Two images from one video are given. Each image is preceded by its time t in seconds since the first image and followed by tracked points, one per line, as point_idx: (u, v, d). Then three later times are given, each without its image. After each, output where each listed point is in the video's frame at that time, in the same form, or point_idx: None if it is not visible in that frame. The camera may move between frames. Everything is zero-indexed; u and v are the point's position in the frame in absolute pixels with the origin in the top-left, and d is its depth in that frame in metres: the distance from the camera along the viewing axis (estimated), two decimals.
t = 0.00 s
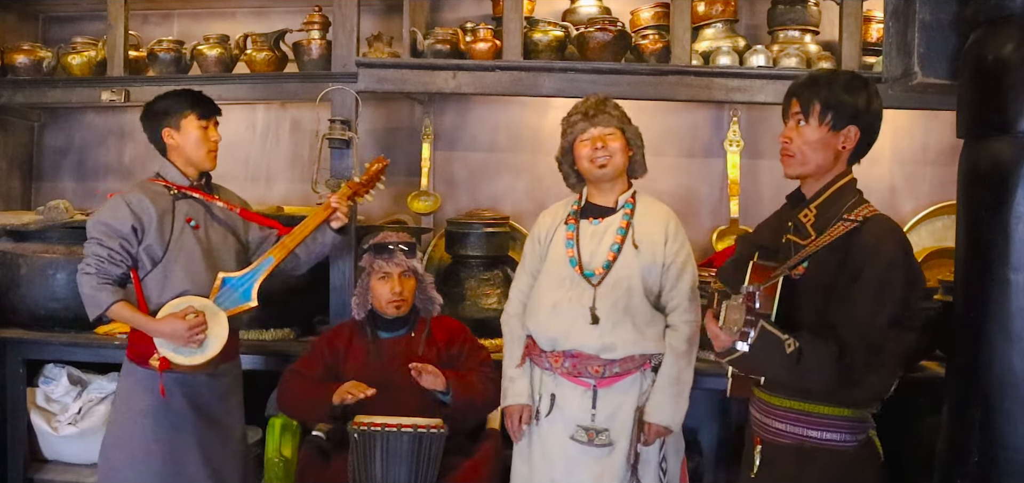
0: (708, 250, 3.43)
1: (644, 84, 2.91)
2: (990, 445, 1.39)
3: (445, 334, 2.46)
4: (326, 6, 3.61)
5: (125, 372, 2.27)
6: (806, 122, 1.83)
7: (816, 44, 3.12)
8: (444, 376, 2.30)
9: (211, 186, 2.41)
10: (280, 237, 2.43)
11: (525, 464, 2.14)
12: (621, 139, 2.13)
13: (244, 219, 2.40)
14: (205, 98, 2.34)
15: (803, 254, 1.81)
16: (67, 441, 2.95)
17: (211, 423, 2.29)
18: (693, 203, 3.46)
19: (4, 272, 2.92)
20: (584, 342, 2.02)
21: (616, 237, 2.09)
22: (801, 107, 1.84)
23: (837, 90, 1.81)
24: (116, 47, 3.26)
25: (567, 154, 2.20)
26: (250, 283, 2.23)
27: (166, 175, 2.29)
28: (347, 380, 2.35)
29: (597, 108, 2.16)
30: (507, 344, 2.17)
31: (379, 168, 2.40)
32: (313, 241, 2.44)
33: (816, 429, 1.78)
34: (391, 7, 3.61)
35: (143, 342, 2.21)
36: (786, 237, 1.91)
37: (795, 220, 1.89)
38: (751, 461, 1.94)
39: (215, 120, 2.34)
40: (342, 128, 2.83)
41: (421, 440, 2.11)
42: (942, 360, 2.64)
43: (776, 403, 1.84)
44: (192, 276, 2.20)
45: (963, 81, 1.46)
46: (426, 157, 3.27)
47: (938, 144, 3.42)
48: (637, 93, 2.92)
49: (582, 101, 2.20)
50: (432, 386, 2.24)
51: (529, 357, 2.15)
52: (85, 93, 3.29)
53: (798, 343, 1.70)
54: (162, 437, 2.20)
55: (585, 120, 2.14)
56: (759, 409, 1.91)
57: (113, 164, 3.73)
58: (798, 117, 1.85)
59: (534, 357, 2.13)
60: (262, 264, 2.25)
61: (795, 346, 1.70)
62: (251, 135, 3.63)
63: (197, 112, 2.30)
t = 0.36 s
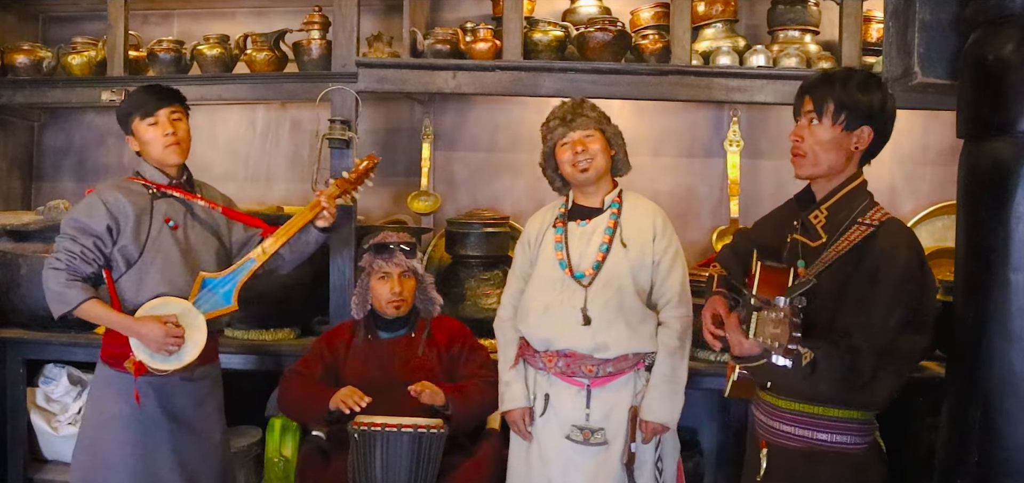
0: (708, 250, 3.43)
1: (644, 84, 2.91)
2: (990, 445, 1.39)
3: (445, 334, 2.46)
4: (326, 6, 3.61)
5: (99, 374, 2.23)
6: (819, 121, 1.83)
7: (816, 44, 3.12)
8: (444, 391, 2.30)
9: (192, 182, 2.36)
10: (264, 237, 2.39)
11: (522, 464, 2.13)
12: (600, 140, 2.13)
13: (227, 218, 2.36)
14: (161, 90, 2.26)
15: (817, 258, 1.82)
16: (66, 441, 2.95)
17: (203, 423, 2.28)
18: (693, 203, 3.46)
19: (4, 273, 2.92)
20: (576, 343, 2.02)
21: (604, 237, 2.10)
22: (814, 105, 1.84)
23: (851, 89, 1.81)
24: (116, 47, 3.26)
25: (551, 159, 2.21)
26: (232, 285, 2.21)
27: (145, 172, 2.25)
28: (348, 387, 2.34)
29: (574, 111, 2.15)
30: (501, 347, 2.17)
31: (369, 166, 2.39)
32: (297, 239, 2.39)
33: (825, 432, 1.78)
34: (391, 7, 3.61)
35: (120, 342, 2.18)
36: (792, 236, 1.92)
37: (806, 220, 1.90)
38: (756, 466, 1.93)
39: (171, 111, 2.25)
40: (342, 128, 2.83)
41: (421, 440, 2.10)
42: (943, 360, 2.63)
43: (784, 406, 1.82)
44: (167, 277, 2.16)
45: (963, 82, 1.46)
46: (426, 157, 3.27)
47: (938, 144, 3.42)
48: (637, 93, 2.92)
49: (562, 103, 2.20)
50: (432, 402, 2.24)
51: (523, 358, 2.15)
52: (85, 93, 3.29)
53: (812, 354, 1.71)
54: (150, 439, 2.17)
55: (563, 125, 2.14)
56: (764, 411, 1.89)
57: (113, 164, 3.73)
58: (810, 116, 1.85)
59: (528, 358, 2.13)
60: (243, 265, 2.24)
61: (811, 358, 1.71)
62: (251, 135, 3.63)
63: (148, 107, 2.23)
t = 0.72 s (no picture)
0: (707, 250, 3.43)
1: (644, 84, 2.91)
2: (990, 445, 1.39)
3: (445, 334, 2.46)
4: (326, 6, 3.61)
5: (86, 375, 2.22)
6: (817, 120, 1.83)
7: (816, 44, 3.11)
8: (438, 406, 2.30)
9: (181, 180, 2.37)
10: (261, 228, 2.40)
11: (521, 464, 2.13)
12: (605, 143, 2.13)
13: (219, 210, 2.35)
14: (153, 88, 2.26)
15: (812, 258, 1.81)
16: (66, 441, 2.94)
17: (198, 424, 2.28)
18: (693, 203, 3.47)
19: (4, 273, 2.92)
20: (574, 342, 2.02)
21: (602, 236, 2.10)
22: (812, 104, 1.84)
23: (850, 89, 1.81)
24: (116, 47, 3.25)
25: (556, 155, 2.22)
26: (231, 279, 2.25)
27: (135, 172, 2.25)
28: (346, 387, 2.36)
29: (585, 110, 2.15)
30: (501, 347, 2.18)
31: (360, 147, 2.38)
32: (295, 227, 2.40)
33: (821, 427, 1.78)
34: (391, 7, 3.61)
35: (114, 347, 2.15)
36: (783, 235, 1.91)
37: (799, 218, 1.88)
38: (751, 461, 1.93)
39: (162, 109, 2.25)
40: (342, 128, 2.83)
41: (421, 440, 2.11)
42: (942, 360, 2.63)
43: (778, 402, 1.82)
44: (158, 278, 2.15)
45: (963, 82, 1.46)
46: (426, 157, 3.27)
47: (938, 144, 3.42)
48: (637, 93, 2.92)
49: (572, 102, 2.20)
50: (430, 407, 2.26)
51: (522, 357, 2.15)
52: (85, 93, 3.28)
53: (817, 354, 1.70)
54: (145, 440, 2.17)
55: (570, 123, 2.15)
56: (756, 407, 1.89)
57: (113, 164, 3.73)
58: (808, 114, 1.85)
59: (527, 357, 2.13)
60: (243, 256, 2.27)
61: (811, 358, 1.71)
62: (251, 135, 3.63)
63: (139, 105, 2.23)
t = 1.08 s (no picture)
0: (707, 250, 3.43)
1: (644, 84, 2.91)
2: (990, 445, 1.39)
3: (445, 334, 2.46)
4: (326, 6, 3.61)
5: (102, 374, 2.22)
6: (803, 122, 1.84)
7: (816, 44, 3.12)
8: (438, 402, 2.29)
9: (197, 182, 2.37)
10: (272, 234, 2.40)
11: (524, 463, 2.14)
12: (626, 145, 2.11)
13: (232, 214, 2.35)
14: (172, 89, 2.25)
15: (800, 255, 1.82)
16: (66, 441, 2.94)
17: (212, 423, 2.28)
18: (693, 203, 3.47)
19: (4, 273, 2.92)
20: (582, 342, 2.02)
21: (615, 236, 2.09)
22: (798, 108, 1.84)
23: (834, 92, 1.82)
24: (116, 47, 3.25)
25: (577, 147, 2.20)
26: (242, 283, 2.21)
27: (151, 172, 2.25)
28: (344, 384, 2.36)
29: (612, 108, 2.12)
30: (509, 343, 2.17)
31: (370, 155, 2.36)
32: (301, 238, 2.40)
33: (811, 423, 1.78)
34: (390, 7, 3.61)
35: (128, 345, 2.16)
36: (776, 236, 1.91)
37: (788, 220, 1.89)
38: (739, 458, 1.92)
39: (182, 112, 2.25)
40: (342, 128, 2.83)
41: (421, 440, 2.11)
42: (942, 360, 2.63)
43: (768, 398, 1.82)
44: (173, 277, 2.15)
45: (963, 82, 1.46)
46: (426, 157, 3.27)
47: (938, 144, 3.43)
48: (637, 93, 2.92)
49: (602, 97, 2.16)
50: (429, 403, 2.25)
51: (530, 355, 2.14)
52: (85, 93, 3.28)
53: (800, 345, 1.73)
54: (161, 438, 2.17)
55: (596, 119, 2.12)
56: (749, 404, 1.89)
57: (113, 164, 3.73)
58: (795, 118, 1.85)
59: (535, 356, 2.13)
60: (251, 263, 2.23)
61: (797, 349, 1.72)
62: (251, 135, 3.63)
63: (158, 106, 2.23)
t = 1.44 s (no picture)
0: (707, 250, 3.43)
1: (644, 84, 2.91)
2: (991, 446, 1.39)
3: (445, 334, 2.47)
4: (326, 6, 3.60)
5: (125, 371, 2.23)
6: (798, 117, 1.84)
7: (816, 44, 3.12)
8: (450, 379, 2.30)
9: (218, 185, 2.36)
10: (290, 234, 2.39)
11: (527, 464, 2.14)
12: (647, 156, 2.11)
13: (253, 215, 2.35)
14: (199, 92, 2.26)
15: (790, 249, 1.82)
16: (66, 441, 2.94)
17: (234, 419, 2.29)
18: (693, 203, 3.47)
19: (4, 272, 2.92)
20: (589, 344, 2.02)
21: (623, 239, 2.09)
22: (794, 103, 1.85)
23: (830, 88, 1.82)
24: (116, 47, 3.26)
25: (593, 144, 2.19)
26: (259, 281, 2.21)
27: (174, 173, 2.25)
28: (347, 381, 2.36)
29: (642, 116, 2.12)
30: (512, 344, 2.15)
31: (389, 160, 2.34)
32: (326, 234, 2.39)
33: (805, 424, 1.78)
34: (390, 7, 3.61)
35: (150, 342, 2.15)
36: (775, 233, 1.91)
37: (785, 216, 1.90)
38: (739, 456, 1.93)
39: (207, 115, 2.25)
40: (342, 128, 2.83)
41: (421, 440, 2.11)
42: (942, 360, 2.63)
43: (763, 399, 1.83)
44: (193, 276, 2.15)
45: (963, 82, 1.46)
46: (426, 157, 3.27)
47: (938, 144, 3.43)
48: (637, 93, 2.91)
49: (634, 101, 2.15)
50: (439, 389, 2.24)
51: (535, 356, 2.14)
52: (85, 93, 3.28)
53: (776, 345, 1.71)
54: (182, 436, 2.17)
55: (625, 123, 2.11)
56: (746, 405, 1.89)
57: (113, 164, 3.73)
58: (791, 113, 1.86)
59: (539, 357, 2.13)
60: (270, 261, 2.24)
61: (771, 348, 1.71)
62: (251, 135, 3.63)
63: (184, 108, 2.23)
